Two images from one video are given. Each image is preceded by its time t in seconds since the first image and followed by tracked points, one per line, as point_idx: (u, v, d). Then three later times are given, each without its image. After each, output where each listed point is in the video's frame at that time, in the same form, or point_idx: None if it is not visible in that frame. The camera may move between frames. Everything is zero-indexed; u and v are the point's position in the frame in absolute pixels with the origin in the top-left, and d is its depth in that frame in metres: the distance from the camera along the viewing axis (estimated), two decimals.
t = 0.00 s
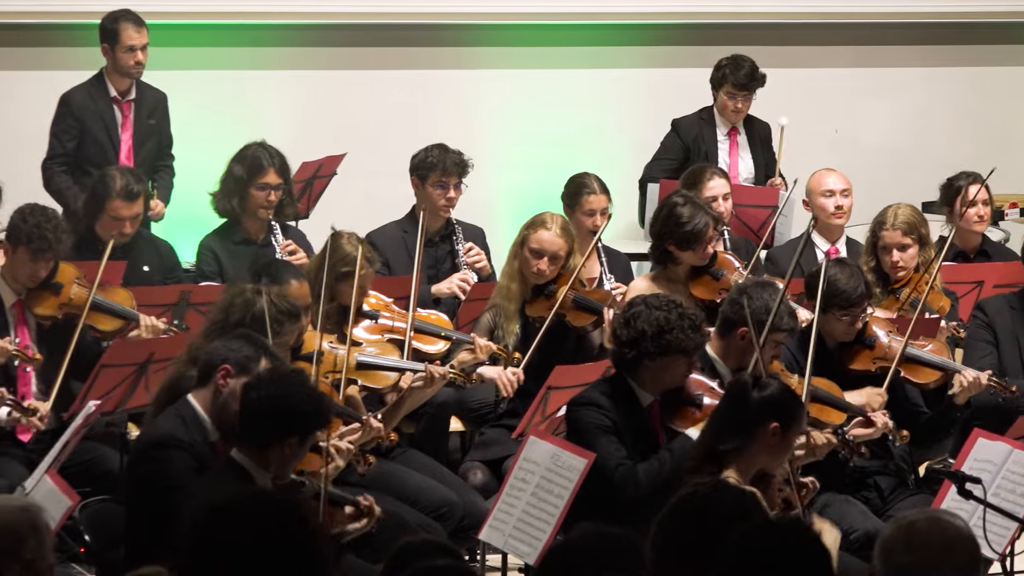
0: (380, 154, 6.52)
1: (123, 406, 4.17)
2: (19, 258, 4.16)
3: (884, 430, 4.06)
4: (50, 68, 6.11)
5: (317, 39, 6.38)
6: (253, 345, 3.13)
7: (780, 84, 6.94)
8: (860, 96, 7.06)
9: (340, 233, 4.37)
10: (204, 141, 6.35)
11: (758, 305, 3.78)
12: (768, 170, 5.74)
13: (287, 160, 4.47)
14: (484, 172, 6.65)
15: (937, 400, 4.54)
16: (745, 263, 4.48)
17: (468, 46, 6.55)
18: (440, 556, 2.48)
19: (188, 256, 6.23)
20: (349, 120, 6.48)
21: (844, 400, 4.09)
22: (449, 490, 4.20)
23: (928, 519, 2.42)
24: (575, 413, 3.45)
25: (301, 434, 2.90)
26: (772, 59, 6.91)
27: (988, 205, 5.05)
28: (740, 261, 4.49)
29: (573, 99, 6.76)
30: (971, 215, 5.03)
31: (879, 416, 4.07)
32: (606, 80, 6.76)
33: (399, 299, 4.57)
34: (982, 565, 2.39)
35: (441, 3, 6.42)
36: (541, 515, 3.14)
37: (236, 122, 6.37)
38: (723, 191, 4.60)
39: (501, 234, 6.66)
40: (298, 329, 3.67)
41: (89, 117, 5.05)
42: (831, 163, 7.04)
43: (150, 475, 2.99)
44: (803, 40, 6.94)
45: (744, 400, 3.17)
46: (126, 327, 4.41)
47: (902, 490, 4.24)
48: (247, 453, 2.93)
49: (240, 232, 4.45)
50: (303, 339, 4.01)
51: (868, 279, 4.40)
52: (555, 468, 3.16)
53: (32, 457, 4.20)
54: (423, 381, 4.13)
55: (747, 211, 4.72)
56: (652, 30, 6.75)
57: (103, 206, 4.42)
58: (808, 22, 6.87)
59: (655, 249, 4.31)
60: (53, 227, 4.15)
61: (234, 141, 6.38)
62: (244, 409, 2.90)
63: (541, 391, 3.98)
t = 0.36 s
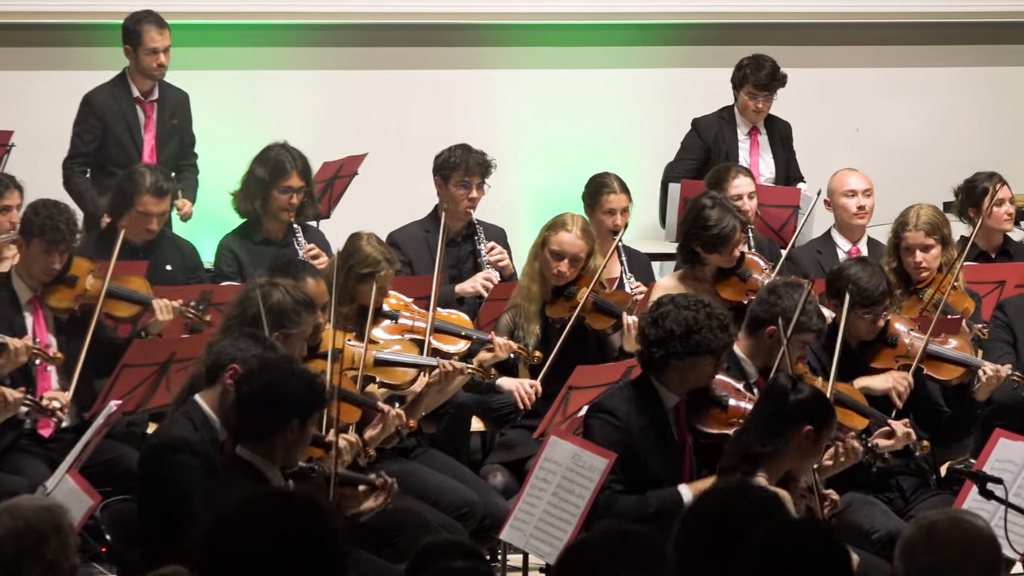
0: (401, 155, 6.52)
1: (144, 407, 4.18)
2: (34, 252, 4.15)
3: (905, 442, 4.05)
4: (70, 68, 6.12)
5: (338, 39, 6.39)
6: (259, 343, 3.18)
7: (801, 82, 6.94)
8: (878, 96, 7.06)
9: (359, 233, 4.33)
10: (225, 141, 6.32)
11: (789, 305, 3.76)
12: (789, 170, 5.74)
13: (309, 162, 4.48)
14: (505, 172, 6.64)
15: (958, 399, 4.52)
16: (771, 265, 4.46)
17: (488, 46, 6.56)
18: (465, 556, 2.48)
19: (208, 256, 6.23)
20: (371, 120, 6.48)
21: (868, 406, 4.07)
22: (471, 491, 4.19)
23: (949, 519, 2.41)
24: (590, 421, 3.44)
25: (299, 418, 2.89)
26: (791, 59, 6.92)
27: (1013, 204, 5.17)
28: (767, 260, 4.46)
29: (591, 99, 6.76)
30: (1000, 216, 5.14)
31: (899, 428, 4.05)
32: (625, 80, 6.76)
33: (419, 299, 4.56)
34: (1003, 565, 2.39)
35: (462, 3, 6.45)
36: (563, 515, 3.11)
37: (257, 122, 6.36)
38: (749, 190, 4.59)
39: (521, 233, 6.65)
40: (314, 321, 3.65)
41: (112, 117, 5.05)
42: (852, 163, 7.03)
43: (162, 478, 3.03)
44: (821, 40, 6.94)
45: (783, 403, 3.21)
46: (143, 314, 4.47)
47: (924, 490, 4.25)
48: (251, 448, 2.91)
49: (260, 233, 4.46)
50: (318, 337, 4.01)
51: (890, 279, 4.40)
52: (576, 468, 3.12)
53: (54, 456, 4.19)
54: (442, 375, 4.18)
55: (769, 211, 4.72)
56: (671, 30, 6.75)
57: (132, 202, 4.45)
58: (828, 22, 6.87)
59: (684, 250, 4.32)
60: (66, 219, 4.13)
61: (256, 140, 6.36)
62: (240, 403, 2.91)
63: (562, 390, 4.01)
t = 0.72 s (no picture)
0: (424, 154, 6.52)
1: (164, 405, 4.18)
2: (54, 250, 4.17)
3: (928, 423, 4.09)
4: (90, 68, 6.12)
5: (361, 39, 6.39)
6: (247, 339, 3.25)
7: (823, 81, 6.94)
8: (897, 96, 7.05)
9: (380, 232, 4.29)
10: (250, 140, 6.38)
11: (789, 304, 3.72)
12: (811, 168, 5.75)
13: (330, 160, 4.48)
14: (528, 172, 6.65)
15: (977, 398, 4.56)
16: (792, 261, 4.48)
17: (508, 46, 6.54)
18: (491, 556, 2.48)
19: (230, 255, 6.25)
20: (394, 120, 6.48)
21: (891, 391, 4.17)
22: (491, 490, 4.20)
23: (971, 519, 2.36)
24: (589, 425, 3.47)
25: (298, 414, 2.93)
26: (813, 58, 6.90)
27: None
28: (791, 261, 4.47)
29: (609, 99, 6.75)
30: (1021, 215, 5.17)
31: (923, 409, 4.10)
32: (646, 80, 6.76)
33: (442, 298, 4.57)
34: None
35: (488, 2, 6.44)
36: (583, 516, 3.09)
37: (279, 122, 6.38)
38: (774, 191, 4.59)
39: (542, 232, 6.67)
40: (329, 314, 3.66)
41: (132, 119, 5.06)
42: (874, 163, 7.03)
43: (154, 485, 3.02)
44: (841, 40, 6.93)
45: (769, 400, 3.23)
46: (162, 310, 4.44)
47: (945, 490, 4.22)
48: (253, 449, 2.94)
49: (282, 232, 4.46)
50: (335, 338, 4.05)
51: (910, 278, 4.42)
52: (597, 467, 3.12)
53: (74, 454, 4.26)
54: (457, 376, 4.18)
55: (790, 211, 4.72)
56: (692, 29, 6.73)
57: (156, 200, 4.44)
58: (848, 22, 6.85)
59: (706, 250, 4.35)
60: (87, 216, 4.16)
61: (278, 140, 6.39)
62: (235, 403, 2.94)
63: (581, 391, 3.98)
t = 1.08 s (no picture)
0: (444, 154, 6.53)
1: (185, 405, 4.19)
2: (82, 253, 4.17)
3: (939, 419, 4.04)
4: (110, 69, 6.13)
5: (382, 39, 6.39)
6: (264, 339, 3.22)
7: (841, 80, 6.93)
8: (915, 95, 7.04)
9: (396, 232, 4.29)
10: (270, 141, 6.39)
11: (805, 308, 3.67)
12: (831, 168, 5.75)
13: (350, 159, 4.48)
14: (548, 173, 6.66)
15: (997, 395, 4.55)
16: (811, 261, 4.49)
17: (528, 46, 6.53)
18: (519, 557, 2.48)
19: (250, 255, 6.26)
20: (413, 120, 6.49)
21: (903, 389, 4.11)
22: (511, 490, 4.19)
23: (990, 519, 2.33)
24: (620, 424, 3.46)
25: (315, 413, 2.93)
26: (833, 58, 6.89)
27: None
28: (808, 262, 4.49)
29: (627, 99, 6.75)
30: None
31: (933, 404, 4.05)
32: (664, 80, 6.76)
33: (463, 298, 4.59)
34: None
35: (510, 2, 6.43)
36: (603, 515, 3.09)
37: (301, 123, 6.39)
38: (797, 195, 4.60)
39: (561, 232, 6.67)
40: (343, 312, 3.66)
41: (150, 121, 5.06)
42: (893, 163, 7.03)
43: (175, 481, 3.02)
44: (860, 40, 6.92)
45: (788, 402, 3.24)
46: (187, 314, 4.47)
47: (965, 491, 4.20)
48: (271, 450, 2.95)
49: (304, 231, 4.48)
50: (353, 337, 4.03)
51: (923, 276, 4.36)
52: (616, 467, 3.10)
53: (93, 453, 4.29)
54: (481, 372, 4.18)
55: (812, 211, 4.72)
56: (712, 29, 6.72)
57: (178, 200, 4.47)
58: (866, 22, 6.85)
59: (723, 249, 4.36)
60: (114, 219, 4.17)
61: (300, 140, 6.40)
62: (252, 404, 2.94)
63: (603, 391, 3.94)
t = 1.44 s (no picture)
0: (466, 154, 6.53)
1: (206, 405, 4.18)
2: (109, 260, 4.17)
3: (962, 419, 4.07)
4: (132, 68, 6.14)
5: (402, 39, 6.40)
6: (311, 345, 3.10)
7: (861, 80, 6.93)
8: (934, 95, 7.03)
9: (424, 230, 4.30)
10: (290, 140, 6.40)
11: (830, 300, 3.68)
12: (852, 168, 5.75)
13: (369, 159, 4.45)
14: (569, 173, 6.65)
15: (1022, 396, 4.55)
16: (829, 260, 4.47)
17: (548, 46, 6.55)
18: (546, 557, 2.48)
19: (271, 254, 6.27)
20: (433, 120, 6.48)
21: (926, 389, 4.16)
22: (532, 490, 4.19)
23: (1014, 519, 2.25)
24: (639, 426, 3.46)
25: (350, 414, 2.91)
26: (851, 57, 6.89)
27: None
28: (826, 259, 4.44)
29: (646, 99, 6.75)
30: None
31: (956, 404, 4.08)
32: (684, 79, 6.76)
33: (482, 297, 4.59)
34: None
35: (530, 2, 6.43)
36: (624, 516, 3.07)
37: (324, 122, 6.40)
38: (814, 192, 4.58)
39: (583, 232, 6.67)
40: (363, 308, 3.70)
41: (171, 120, 5.07)
42: (915, 162, 7.01)
43: (206, 480, 3.01)
44: (880, 40, 6.92)
45: (817, 400, 3.24)
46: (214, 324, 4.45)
47: (986, 491, 4.19)
48: (302, 448, 2.93)
49: (323, 231, 4.45)
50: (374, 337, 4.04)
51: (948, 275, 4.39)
52: (637, 467, 3.10)
53: (116, 456, 4.31)
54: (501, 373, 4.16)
55: (832, 211, 4.72)
56: (732, 30, 6.73)
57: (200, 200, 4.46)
58: (885, 21, 6.85)
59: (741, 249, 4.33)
60: (142, 227, 4.15)
61: (321, 139, 6.41)
62: (288, 401, 2.91)
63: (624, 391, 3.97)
